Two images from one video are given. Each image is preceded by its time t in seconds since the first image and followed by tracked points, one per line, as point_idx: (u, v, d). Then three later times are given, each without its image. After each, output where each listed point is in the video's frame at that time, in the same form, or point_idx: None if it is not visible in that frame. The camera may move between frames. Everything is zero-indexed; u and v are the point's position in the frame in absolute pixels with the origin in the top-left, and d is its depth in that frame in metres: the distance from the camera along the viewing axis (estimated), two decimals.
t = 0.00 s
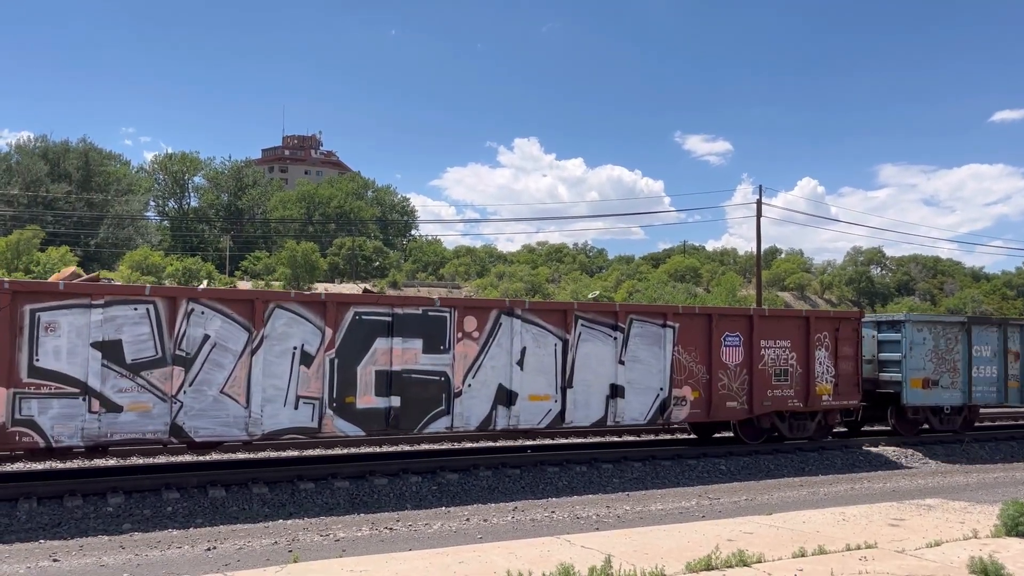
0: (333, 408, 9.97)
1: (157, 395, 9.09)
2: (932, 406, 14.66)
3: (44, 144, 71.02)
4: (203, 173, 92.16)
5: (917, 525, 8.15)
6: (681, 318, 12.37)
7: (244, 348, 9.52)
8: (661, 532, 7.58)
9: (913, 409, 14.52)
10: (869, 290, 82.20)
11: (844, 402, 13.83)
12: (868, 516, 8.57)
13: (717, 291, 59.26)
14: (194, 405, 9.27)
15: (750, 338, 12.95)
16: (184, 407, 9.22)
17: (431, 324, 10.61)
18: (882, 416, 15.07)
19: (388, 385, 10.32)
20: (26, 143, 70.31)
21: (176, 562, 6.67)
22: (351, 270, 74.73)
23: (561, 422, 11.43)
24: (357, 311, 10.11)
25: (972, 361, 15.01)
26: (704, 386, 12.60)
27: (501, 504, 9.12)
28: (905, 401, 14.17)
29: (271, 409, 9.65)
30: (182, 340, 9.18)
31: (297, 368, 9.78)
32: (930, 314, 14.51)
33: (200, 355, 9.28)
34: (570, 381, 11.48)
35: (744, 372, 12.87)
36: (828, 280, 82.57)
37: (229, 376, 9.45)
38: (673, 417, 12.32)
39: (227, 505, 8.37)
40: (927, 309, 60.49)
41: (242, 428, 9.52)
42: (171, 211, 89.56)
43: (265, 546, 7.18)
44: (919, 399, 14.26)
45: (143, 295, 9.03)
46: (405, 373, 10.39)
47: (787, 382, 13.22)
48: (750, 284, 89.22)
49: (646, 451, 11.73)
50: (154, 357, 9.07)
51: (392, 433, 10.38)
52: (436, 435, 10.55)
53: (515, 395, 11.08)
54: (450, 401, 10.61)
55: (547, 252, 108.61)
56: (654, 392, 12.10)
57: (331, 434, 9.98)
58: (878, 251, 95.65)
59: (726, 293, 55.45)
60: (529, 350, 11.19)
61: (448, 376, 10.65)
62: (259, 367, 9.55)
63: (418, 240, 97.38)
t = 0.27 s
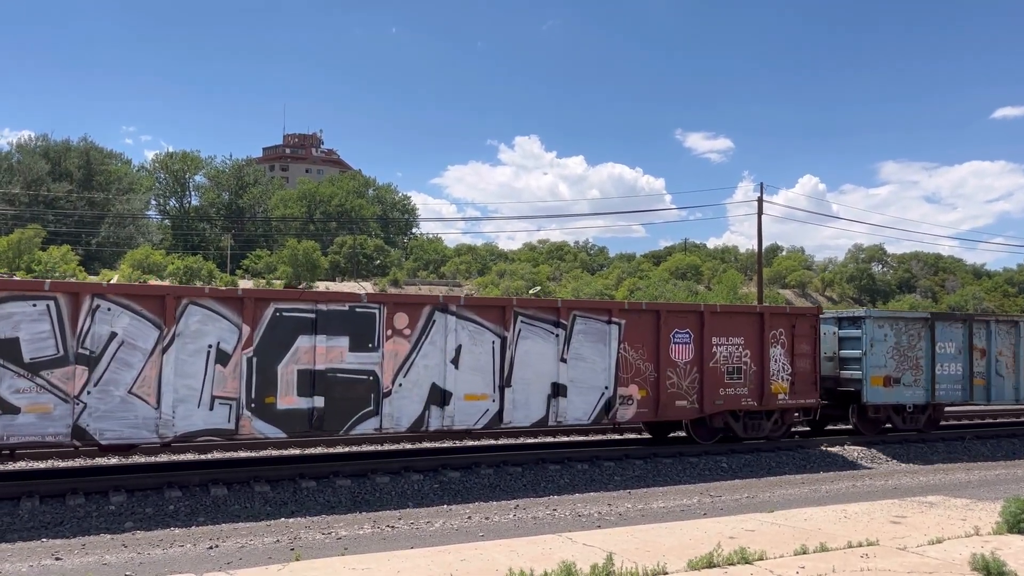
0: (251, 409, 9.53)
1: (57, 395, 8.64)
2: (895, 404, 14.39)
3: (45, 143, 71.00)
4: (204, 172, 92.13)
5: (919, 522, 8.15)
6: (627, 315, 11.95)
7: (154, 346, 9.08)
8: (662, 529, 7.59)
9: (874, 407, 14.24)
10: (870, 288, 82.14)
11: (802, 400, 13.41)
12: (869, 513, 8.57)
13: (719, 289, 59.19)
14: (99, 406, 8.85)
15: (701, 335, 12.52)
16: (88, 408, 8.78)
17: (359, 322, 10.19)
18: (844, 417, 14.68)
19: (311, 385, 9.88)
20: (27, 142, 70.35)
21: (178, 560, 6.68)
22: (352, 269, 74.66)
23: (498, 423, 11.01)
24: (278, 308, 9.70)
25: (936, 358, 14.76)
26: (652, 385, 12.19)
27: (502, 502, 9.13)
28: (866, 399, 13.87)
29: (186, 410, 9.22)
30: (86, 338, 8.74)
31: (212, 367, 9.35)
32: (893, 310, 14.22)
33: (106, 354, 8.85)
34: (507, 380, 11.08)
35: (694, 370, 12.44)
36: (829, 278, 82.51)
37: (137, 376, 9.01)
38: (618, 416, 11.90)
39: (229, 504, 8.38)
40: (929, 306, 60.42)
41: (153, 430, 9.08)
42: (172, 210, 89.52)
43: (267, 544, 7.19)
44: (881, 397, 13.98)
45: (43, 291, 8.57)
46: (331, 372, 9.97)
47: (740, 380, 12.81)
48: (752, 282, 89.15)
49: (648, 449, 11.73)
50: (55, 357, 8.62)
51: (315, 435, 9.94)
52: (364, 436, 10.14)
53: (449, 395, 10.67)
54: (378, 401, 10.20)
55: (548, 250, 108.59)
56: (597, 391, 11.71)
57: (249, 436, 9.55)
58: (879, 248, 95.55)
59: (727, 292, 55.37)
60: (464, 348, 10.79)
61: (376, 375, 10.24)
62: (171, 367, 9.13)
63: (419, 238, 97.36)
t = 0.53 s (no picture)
0: (160, 411, 8.94)
1: None
2: (853, 403, 13.93)
3: (45, 142, 70.98)
4: (204, 170, 92.13)
5: (920, 520, 8.14)
6: (569, 311, 11.43)
7: (53, 343, 8.46)
8: (663, 527, 7.59)
9: (832, 406, 13.76)
10: (871, 285, 82.14)
11: (756, 400, 12.95)
12: (870, 511, 8.56)
13: (719, 286, 59.18)
14: None
15: (649, 332, 12.01)
16: None
17: (278, 319, 9.61)
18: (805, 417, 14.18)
19: (226, 385, 9.29)
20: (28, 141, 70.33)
21: (180, 558, 6.69)
22: (353, 267, 74.70)
23: (431, 424, 10.46)
24: (190, 304, 9.12)
25: (897, 356, 14.34)
26: (596, 384, 11.65)
27: (504, 501, 9.13)
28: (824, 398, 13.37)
29: (90, 412, 8.64)
30: None
31: (116, 366, 8.74)
32: (851, 306, 13.71)
33: None
34: (441, 379, 10.52)
35: (641, 368, 11.92)
36: (830, 275, 82.49)
37: (35, 375, 8.39)
38: (560, 416, 11.36)
39: (230, 503, 8.39)
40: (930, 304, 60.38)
41: (53, 433, 8.48)
42: (172, 208, 89.53)
43: (269, 543, 7.19)
44: (839, 396, 13.49)
45: None
46: (248, 371, 9.38)
47: (689, 378, 12.32)
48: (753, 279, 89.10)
49: (649, 446, 11.74)
50: None
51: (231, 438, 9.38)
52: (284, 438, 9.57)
53: (377, 395, 10.11)
54: (300, 401, 9.63)
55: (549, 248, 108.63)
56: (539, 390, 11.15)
57: (159, 439, 8.98)
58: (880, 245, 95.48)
59: (727, 289, 55.34)
60: (394, 346, 10.22)
61: (299, 375, 9.66)
62: (71, 366, 8.52)
63: (420, 236, 97.34)
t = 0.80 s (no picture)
0: (62, 413, 8.54)
1: None
2: (810, 403, 13.74)
3: (45, 142, 70.97)
4: (204, 169, 92.12)
5: (921, 517, 8.15)
6: (507, 308, 11.12)
7: None
8: (665, 525, 7.59)
9: (788, 405, 13.60)
10: (872, 283, 82.10)
11: (705, 399, 12.65)
12: (871, 508, 8.57)
13: (719, 284, 59.18)
14: None
15: (592, 329, 11.74)
16: None
17: (192, 317, 9.22)
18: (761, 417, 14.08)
19: (134, 386, 8.90)
20: (28, 140, 70.29)
21: (181, 557, 6.69)
22: (354, 266, 74.75)
23: (357, 425, 10.08)
24: (96, 301, 8.71)
25: (858, 354, 14.13)
26: (536, 383, 11.35)
27: (505, 499, 9.14)
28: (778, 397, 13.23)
29: None
30: None
31: (13, 367, 8.31)
32: (806, 303, 13.58)
33: None
34: (367, 378, 10.15)
35: (583, 366, 11.65)
36: (831, 273, 82.46)
37: None
38: (497, 416, 11.04)
39: (231, 501, 8.39)
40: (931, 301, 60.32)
41: None
42: (173, 207, 89.54)
43: (270, 541, 7.20)
44: (794, 395, 13.35)
45: None
46: (159, 371, 8.99)
47: (635, 376, 12.04)
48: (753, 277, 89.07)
49: (650, 445, 11.75)
50: None
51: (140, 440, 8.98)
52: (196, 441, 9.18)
53: (299, 396, 9.75)
54: (215, 402, 9.25)
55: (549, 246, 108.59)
56: (473, 390, 10.82)
57: (60, 442, 8.56)
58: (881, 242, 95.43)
59: (727, 287, 55.35)
60: (316, 345, 9.85)
61: (212, 375, 9.27)
62: None
63: (420, 235, 97.33)
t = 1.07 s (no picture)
0: None
1: None
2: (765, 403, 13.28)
3: (45, 142, 70.94)
4: (204, 169, 92.09)
5: (921, 515, 8.14)
6: (439, 305, 10.62)
7: None
8: (666, 524, 7.60)
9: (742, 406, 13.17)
10: (872, 281, 82.10)
11: (653, 399, 12.16)
12: (872, 507, 8.57)
13: (720, 283, 58.97)
14: None
15: (531, 327, 11.25)
16: None
17: (98, 315, 8.72)
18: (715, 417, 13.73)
19: (33, 387, 8.37)
20: (27, 140, 70.29)
21: (182, 556, 6.70)
22: (354, 265, 74.75)
23: (275, 428, 9.59)
24: None
25: (814, 353, 13.61)
26: (471, 383, 10.85)
27: (505, 497, 9.15)
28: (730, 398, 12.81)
29: None
30: None
31: None
32: (759, 300, 13.11)
33: None
34: (287, 379, 9.65)
35: (522, 365, 11.16)
36: (831, 271, 82.46)
37: None
38: (428, 417, 10.56)
39: (232, 501, 8.39)
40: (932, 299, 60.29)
41: None
42: (173, 207, 89.53)
43: (271, 541, 7.20)
44: (747, 395, 12.93)
45: None
46: (61, 372, 8.49)
47: (578, 376, 11.56)
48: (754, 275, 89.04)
49: (650, 443, 11.75)
50: None
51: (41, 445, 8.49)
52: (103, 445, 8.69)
53: (212, 397, 9.24)
54: (122, 404, 8.76)
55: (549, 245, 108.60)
56: (403, 390, 10.33)
57: None
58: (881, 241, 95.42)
59: (728, 285, 55.32)
60: (231, 344, 9.35)
61: (118, 376, 8.77)
62: None
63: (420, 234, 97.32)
